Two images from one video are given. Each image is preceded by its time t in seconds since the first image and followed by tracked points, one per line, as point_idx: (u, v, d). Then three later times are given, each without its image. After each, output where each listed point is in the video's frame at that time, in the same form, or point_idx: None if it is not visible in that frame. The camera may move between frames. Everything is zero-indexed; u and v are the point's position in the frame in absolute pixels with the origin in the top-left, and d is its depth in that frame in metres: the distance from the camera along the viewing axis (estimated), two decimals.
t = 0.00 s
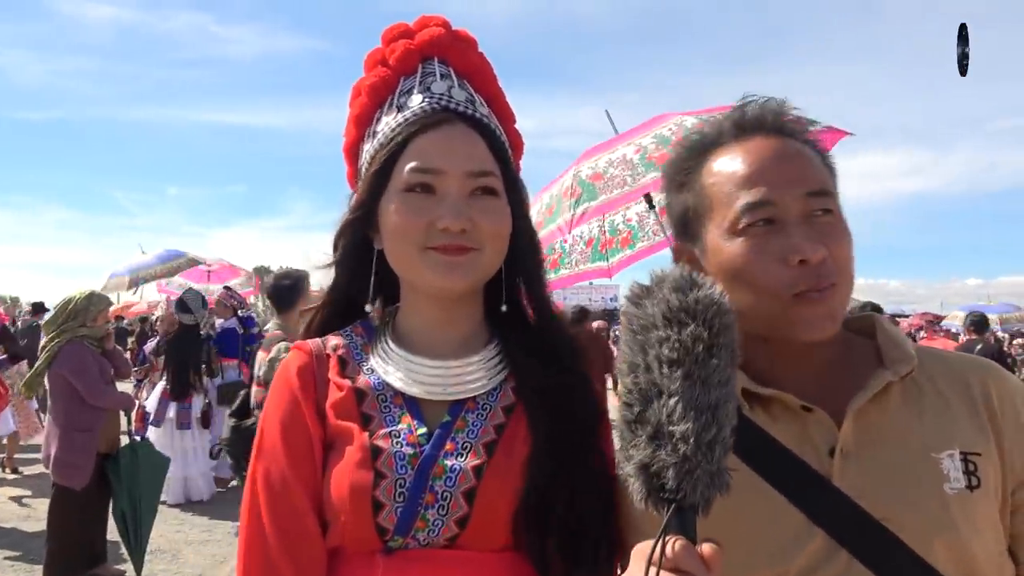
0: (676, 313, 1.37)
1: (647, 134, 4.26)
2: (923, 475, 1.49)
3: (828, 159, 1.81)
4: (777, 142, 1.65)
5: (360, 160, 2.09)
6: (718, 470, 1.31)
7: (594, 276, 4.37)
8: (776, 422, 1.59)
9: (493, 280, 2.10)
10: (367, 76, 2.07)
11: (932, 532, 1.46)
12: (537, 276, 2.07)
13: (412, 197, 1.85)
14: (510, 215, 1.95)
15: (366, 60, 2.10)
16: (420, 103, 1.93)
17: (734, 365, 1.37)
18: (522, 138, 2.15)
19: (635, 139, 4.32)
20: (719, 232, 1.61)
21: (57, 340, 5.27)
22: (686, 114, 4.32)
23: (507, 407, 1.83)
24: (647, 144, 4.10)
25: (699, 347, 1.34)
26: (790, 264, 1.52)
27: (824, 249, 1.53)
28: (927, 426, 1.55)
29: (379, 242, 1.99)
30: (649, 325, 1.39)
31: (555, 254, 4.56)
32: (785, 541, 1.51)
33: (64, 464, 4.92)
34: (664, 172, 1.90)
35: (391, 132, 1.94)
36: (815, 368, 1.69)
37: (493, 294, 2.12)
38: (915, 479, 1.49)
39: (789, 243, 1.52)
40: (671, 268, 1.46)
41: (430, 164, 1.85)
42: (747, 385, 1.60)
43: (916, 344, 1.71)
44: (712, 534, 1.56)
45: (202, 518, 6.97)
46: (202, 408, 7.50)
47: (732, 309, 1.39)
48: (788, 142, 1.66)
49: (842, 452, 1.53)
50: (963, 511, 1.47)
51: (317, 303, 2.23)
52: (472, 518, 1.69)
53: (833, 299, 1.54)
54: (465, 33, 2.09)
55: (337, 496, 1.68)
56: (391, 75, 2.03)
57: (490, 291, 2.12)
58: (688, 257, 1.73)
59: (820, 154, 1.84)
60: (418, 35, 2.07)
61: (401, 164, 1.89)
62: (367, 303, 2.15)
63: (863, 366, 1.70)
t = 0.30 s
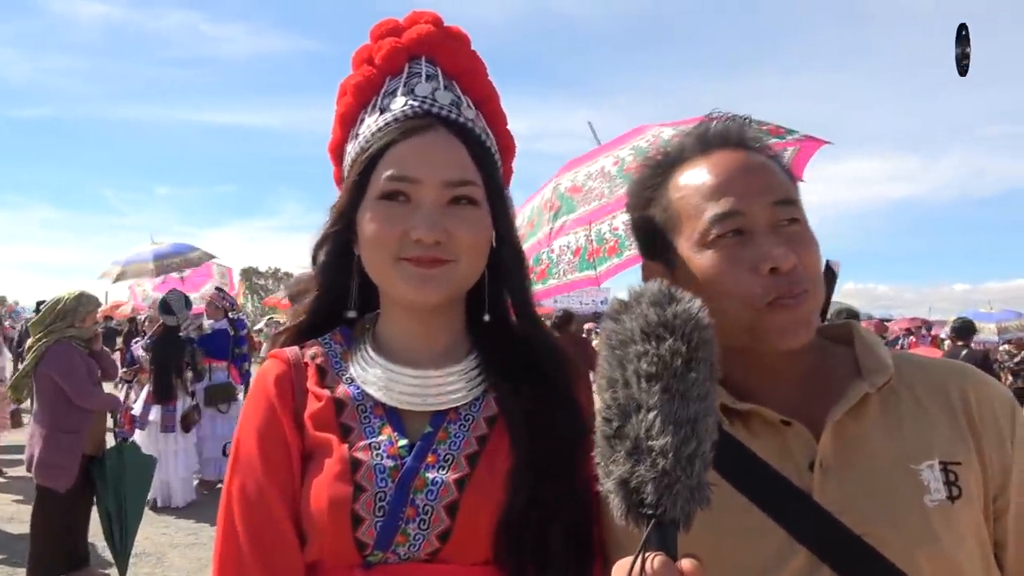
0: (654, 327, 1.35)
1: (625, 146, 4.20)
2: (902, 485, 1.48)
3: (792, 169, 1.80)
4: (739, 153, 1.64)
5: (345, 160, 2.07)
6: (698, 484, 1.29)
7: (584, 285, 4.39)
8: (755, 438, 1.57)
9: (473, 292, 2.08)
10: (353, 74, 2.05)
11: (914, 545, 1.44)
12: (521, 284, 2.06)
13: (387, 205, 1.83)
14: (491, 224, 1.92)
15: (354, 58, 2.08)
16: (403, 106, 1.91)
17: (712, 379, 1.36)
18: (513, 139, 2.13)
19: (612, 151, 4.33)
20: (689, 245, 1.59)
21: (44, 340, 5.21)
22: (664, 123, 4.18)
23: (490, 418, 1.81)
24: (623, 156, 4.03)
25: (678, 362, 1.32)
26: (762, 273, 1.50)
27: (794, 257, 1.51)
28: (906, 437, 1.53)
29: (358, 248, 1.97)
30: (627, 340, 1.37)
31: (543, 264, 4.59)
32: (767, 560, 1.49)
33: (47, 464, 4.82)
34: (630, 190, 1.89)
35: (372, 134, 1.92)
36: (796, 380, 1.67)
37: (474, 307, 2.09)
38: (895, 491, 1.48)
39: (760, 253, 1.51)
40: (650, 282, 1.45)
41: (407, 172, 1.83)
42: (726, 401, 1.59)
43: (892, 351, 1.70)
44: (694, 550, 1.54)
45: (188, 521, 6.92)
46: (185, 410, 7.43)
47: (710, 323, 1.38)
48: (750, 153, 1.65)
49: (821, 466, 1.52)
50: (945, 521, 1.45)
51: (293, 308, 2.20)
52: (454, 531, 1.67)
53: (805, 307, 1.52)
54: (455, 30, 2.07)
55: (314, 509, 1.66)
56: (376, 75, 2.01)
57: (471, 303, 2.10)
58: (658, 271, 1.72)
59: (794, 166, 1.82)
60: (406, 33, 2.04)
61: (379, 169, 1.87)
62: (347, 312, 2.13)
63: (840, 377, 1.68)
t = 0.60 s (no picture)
0: (644, 331, 1.32)
1: (606, 155, 4.27)
2: (904, 494, 1.44)
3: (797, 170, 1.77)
4: (745, 152, 1.61)
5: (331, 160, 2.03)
6: (691, 492, 1.25)
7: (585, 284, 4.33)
8: (752, 442, 1.54)
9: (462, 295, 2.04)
10: (338, 73, 2.01)
11: (916, 556, 1.40)
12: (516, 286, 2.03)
13: (374, 205, 1.79)
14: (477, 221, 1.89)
15: (339, 57, 2.04)
16: (387, 104, 1.87)
17: (704, 383, 1.33)
18: (502, 138, 2.09)
19: (594, 161, 4.35)
20: (691, 244, 1.56)
21: (35, 340, 5.14)
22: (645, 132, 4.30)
23: (480, 424, 1.77)
24: (605, 166, 4.11)
25: (669, 366, 1.28)
26: (764, 276, 1.47)
27: (797, 259, 1.47)
28: (906, 445, 1.50)
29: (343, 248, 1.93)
30: (617, 344, 1.33)
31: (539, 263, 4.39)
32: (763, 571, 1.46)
33: (37, 468, 4.78)
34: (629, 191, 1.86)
35: (357, 133, 1.88)
36: (795, 386, 1.64)
37: (465, 308, 2.05)
38: (897, 499, 1.44)
39: (762, 254, 1.47)
40: (640, 285, 1.42)
41: (391, 171, 1.79)
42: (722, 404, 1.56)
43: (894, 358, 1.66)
44: (689, 560, 1.50)
45: (178, 524, 6.85)
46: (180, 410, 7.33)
47: (701, 327, 1.36)
48: (755, 152, 1.61)
49: (820, 473, 1.48)
50: (947, 532, 1.42)
51: (287, 312, 2.17)
52: (443, 540, 1.63)
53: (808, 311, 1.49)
54: (442, 27, 2.04)
55: (299, 516, 1.62)
56: (362, 73, 1.97)
57: (461, 305, 2.06)
58: (657, 271, 1.68)
59: (797, 163, 1.78)
60: (391, 30, 2.01)
61: (363, 168, 1.83)
62: (335, 314, 2.09)
63: (841, 387, 1.64)
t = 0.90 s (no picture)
0: (653, 329, 1.27)
1: (590, 163, 4.05)
2: (930, 504, 1.40)
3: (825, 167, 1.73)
4: (779, 145, 1.56)
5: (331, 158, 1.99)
6: (703, 496, 1.21)
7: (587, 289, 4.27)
8: (770, 445, 1.50)
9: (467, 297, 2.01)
10: (340, 69, 1.97)
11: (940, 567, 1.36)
12: (518, 285, 1.97)
13: (381, 200, 1.75)
14: (482, 221, 1.84)
15: (340, 53, 2.00)
16: (390, 99, 1.83)
17: (716, 383, 1.28)
18: (506, 137, 2.05)
19: (577, 170, 4.11)
20: (721, 236, 1.51)
21: (31, 342, 5.09)
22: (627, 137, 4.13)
23: (485, 428, 1.73)
24: (588, 174, 3.91)
25: (679, 365, 1.23)
26: (798, 273, 1.43)
27: (833, 256, 1.44)
28: (932, 451, 1.45)
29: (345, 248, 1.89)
30: (625, 342, 1.29)
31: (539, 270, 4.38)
32: None
33: (34, 470, 4.74)
34: (652, 186, 1.81)
35: (360, 129, 1.84)
36: (815, 390, 1.59)
37: (468, 310, 2.01)
38: (923, 509, 1.40)
39: (797, 250, 1.43)
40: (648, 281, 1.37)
41: (396, 167, 1.75)
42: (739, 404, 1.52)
43: (920, 362, 1.62)
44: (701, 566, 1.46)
45: (175, 526, 6.80)
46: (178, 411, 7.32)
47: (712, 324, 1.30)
48: (789, 146, 1.57)
49: (840, 479, 1.43)
50: (971, 544, 1.38)
51: (286, 312, 2.12)
52: (449, 547, 1.58)
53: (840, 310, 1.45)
54: (445, 23, 2.00)
55: (301, 522, 1.58)
56: (364, 69, 1.93)
57: (465, 306, 2.01)
58: (678, 264, 1.63)
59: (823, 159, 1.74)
60: (393, 26, 1.97)
61: (366, 165, 1.79)
62: (336, 314, 2.04)
63: (865, 391, 1.59)
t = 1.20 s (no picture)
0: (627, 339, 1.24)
1: (590, 167, 3.99)
2: (953, 520, 1.37)
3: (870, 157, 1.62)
4: (782, 146, 1.50)
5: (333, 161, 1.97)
6: (686, 512, 1.17)
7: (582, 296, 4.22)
8: (788, 454, 1.49)
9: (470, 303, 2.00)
10: (342, 72, 1.95)
11: None
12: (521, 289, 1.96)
13: (383, 203, 1.73)
14: (487, 225, 1.82)
15: (342, 56, 1.98)
16: (394, 102, 1.81)
17: (696, 394, 1.24)
18: (508, 142, 2.04)
19: (578, 173, 4.03)
20: (694, 247, 1.55)
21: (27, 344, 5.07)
22: (627, 141, 4.11)
23: (488, 434, 1.71)
24: (589, 177, 3.84)
25: (655, 377, 1.19)
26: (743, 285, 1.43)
27: (780, 266, 1.40)
28: (957, 468, 1.43)
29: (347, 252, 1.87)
30: (601, 357, 1.26)
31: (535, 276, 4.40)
32: None
33: (30, 472, 4.71)
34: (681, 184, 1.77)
35: (363, 132, 1.82)
36: (835, 401, 1.56)
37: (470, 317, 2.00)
38: (944, 524, 1.37)
39: (744, 262, 1.43)
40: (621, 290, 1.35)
41: (400, 169, 1.73)
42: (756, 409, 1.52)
43: (946, 374, 1.60)
44: None
45: (171, 528, 6.78)
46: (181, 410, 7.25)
47: (689, 333, 1.27)
48: (795, 145, 1.50)
49: (858, 492, 1.41)
50: (993, 564, 1.36)
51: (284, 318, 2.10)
52: (450, 556, 1.55)
53: (798, 320, 1.41)
54: (447, 27, 1.98)
55: (300, 530, 1.56)
56: (366, 72, 1.91)
57: (467, 313, 2.01)
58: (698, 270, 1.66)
59: (848, 128, 1.57)
60: (396, 29, 1.95)
61: (370, 167, 1.77)
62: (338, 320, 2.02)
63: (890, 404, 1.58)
